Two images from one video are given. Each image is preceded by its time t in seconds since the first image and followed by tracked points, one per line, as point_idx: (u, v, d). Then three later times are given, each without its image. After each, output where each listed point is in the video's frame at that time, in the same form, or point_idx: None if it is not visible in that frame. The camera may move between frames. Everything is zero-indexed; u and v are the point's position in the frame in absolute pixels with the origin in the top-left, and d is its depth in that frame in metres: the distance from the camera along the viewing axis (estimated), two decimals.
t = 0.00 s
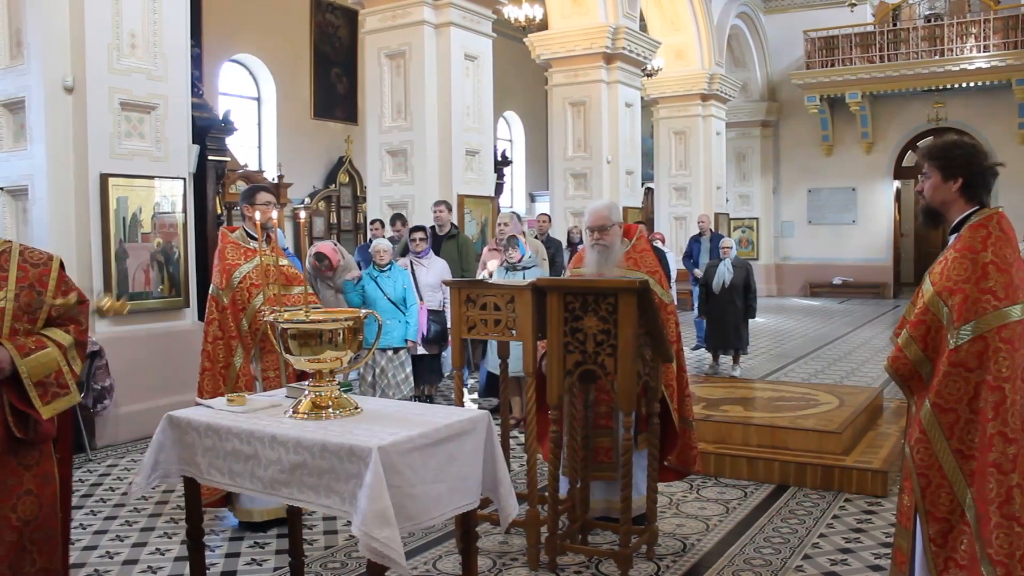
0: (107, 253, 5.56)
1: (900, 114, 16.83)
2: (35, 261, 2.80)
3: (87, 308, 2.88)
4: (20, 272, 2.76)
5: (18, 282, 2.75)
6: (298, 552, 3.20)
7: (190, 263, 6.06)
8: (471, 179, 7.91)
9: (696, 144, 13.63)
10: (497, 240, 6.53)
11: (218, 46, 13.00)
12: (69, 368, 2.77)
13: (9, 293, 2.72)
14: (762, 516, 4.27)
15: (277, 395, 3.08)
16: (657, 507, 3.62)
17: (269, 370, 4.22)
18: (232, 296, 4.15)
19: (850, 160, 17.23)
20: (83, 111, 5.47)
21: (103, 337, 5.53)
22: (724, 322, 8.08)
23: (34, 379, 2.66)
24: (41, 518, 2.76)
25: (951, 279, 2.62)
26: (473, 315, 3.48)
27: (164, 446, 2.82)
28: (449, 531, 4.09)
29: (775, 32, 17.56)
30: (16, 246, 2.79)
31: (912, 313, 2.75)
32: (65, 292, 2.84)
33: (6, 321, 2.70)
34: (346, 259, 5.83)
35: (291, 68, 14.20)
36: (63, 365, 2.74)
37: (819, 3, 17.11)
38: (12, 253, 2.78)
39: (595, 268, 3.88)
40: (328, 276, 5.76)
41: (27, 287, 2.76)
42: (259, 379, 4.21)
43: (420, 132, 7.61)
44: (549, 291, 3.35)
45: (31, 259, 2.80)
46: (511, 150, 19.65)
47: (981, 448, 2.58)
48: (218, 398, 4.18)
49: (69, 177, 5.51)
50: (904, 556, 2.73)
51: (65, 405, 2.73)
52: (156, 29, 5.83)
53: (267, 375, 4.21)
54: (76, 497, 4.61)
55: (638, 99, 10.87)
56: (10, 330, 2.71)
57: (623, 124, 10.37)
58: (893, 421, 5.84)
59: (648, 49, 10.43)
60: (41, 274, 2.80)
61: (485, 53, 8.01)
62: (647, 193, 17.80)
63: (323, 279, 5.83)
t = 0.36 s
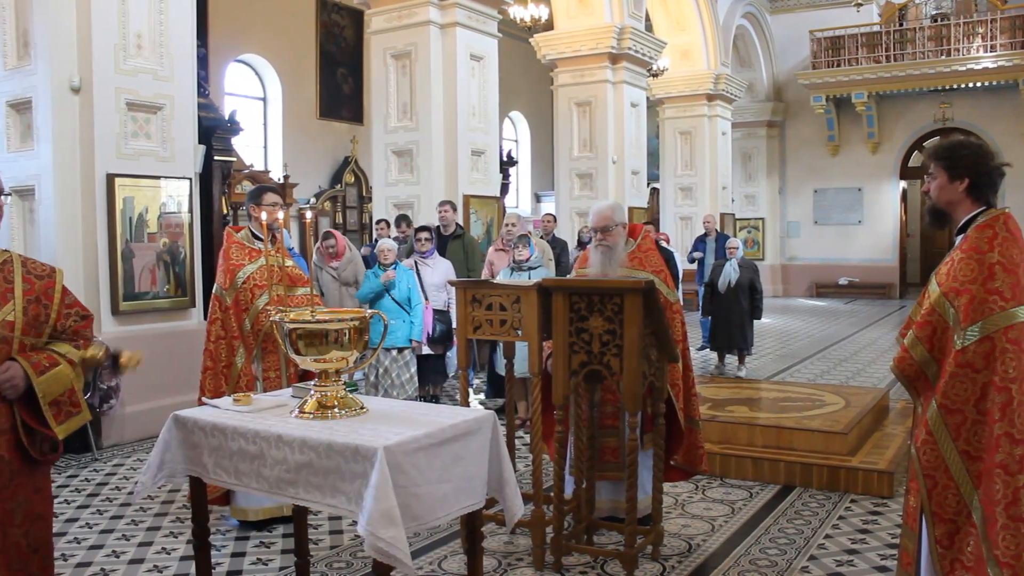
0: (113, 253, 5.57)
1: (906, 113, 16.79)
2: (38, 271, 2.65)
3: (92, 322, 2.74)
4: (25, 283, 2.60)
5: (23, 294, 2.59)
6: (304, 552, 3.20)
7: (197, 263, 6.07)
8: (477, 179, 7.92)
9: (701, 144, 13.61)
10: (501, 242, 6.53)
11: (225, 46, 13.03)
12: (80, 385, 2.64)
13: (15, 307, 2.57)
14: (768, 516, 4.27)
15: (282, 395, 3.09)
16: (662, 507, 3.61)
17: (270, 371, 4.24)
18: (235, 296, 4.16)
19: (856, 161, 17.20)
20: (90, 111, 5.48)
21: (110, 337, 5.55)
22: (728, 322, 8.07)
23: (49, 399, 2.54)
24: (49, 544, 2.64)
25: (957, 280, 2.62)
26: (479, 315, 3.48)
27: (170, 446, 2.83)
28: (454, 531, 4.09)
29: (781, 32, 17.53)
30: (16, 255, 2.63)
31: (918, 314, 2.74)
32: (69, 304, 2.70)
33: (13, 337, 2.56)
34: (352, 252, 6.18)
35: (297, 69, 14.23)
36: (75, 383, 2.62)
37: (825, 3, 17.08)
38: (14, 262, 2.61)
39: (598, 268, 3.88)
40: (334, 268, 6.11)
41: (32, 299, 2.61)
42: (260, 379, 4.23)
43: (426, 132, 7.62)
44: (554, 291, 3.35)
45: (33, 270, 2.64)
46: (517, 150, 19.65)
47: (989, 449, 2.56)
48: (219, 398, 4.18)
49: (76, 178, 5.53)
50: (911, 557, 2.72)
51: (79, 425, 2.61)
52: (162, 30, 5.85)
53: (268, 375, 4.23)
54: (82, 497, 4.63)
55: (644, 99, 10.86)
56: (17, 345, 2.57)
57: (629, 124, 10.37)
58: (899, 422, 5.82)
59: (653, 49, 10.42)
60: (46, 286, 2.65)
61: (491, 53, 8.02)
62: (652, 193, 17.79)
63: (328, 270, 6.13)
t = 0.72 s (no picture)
0: (119, 252, 5.59)
1: (913, 113, 16.75)
2: (50, 267, 2.53)
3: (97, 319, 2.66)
4: (42, 279, 2.49)
5: (42, 289, 2.48)
6: (309, 551, 3.20)
7: (203, 263, 6.08)
8: (482, 178, 7.92)
9: (707, 144, 13.58)
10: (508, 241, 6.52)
11: (231, 47, 13.06)
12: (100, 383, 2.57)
13: (36, 303, 2.46)
14: (773, 517, 4.25)
15: (288, 394, 3.10)
16: (668, 507, 3.61)
17: (273, 371, 4.23)
18: (239, 296, 4.16)
19: (862, 161, 17.16)
20: (96, 111, 5.49)
21: (116, 337, 5.56)
22: (733, 321, 8.06)
23: (84, 397, 2.47)
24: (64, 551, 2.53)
25: (964, 279, 2.61)
26: (484, 315, 3.48)
27: (175, 445, 2.84)
28: (460, 531, 4.09)
29: (787, 31, 17.50)
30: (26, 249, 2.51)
31: (925, 314, 2.73)
32: (76, 300, 2.60)
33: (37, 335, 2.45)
34: (357, 249, 6.24)
35: (302, 69, 14.24)
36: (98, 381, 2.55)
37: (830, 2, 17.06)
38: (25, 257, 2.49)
39: (603, 268, 3.87)
40: (337, 260, 6.15)
41: (49, 296, 2.51)
42: (263, 379, 4.22)
43: (431, 132, 7.61)
44: (560, 291, 3.35)
45: (44, 265, 2.53)
46: (522, 150, 19.64)
47: (997, 449, 2.55)
48: (222, 398, 4.19)
49: (82, 178, 5.54)
50: (918, 558, 2.72)
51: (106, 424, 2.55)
52: (168, 31, 5.86)
53: (271, 375, 4.23)
54: (88, 495, 4.65)
55: (650, 99, 10.85)
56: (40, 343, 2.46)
57: (634, 124, 10.36)
58: (905, 422, 5.81)
59: (659, 48, 10.41)
60: (59, 282, 2.55)
61: (496, 53, 8.02)
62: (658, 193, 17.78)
63: (331, 262, 6.17)
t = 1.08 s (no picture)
0: (126, 252, 5.60)
1: (919, 112, 16.71)
2: (36, 265, 2.51)
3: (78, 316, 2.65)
4: (37, 279, 2.48)
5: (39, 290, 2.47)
6: (315, 550, 3.20)
7: (208, 262, 6.09)
8: (487, 178, 7.91)
9: (712, 143, 13.56)
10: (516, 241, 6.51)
11: (237, 47, 13.08)
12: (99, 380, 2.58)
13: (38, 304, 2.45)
14: (779, 517, 4.25)
15: (294, 393, 3.10)
16: (674, 506, 3.60)
17: (279, 370, 4.23)
18: (244, 296, 4.18)
19: (868, 160, 17.12)
20: (102, 110, 5.51)
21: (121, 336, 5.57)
22: (737, 320, 8.05)
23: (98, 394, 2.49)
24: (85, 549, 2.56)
25: (972, 279, 2.60)
26: (490, 315, 3.48)
27: (181, 444, 2.84)
28: (465, 530, 4.09)
29: (792, 30, 17.48)
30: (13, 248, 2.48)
31: (933, 313, 2.73)
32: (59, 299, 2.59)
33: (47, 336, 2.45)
34: (363, 247, 6.23)
35: (308, 68, 14.26)
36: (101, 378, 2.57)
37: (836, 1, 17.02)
38: (16, 257, 2.46)
39: (609, 268, 3.88)
40: (342, 258, 6.15)
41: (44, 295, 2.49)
42: (269, 378, 4.23)
43: (436, 131, 7.62)
44: (565, 290, 3.35)
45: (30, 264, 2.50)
46: (527, 149, 19.64)
47: (1004, 449, 2.54)
48: (228, 397, 4.20)
49: (88, 178, 5.55)
50: (925, 557, 2.71)
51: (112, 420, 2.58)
52: (174, 30, 5.87)
53: (276, 374, 4.23)
54: (95, 494, 4.67)
55: (655, 98, 10.84)
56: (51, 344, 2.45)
57: (640, 123, 10.35)
58: (911, 422, 5.79)
59: (664, 48, 10.40)
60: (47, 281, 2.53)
61: (502, 52, 8.02)
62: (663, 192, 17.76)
63: (335, 260, 6.16)
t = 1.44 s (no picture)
0: (131, 252, 5.61)
1: (924, 111, 16.67)
2: None
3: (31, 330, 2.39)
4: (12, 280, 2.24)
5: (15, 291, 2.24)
6: (319, 549, 3.20)
7: (213, 262, 6.10)
8: (491, 177, 7.92)
9: (717, 142, 13.55)
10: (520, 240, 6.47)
11: (242, 47, 13.10)
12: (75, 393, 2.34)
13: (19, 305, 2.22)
14: (784, 517, 4.24)
15: (298, 393, 3.10)
16: (678, 506, 3.60)
17: (283, 370, 4.26)
18: (248, 295, 4.18)
19: (873, 159, 17.08)
20: (107, 110, 5.52)
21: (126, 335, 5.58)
22: (742, 320, 8.04)
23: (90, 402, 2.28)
24: None
25: (979, 279, 2.59)
26: (494, 315, 3.49)
27: (186, 444, 2.85)
28: (469, 530, 4.09)
29: (797, 30, 17.46)
30: None
31: (940, 313, 2.72)
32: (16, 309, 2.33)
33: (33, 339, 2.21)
34: (369, 246, 6.25)
35: (312, 68, 14.27)
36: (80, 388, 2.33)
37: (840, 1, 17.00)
38: None
39: (611, 265, 3.91)
40: (347, 258, 6.17)
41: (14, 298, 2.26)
42: (273, 377, 4.26)
43: (440, 131, 7.63)
44: (569, 290, 3.35)
45: None
46: (532, 149, 19.64)
47: (1011, 449, 2.54)
48: (233, 397, 4.20)
49: (92, 178, 5.56)
50: (931, 558, 2.71)
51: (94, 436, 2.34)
52: (178, 31, 5.88)
53: (281, 374, 4.26)
54: (99, 494, 4.68)
55: (659, 98, 10.82)
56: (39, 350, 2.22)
57: (644, 123, 10.34)
58: (917, 422, 5.78)
59: (669, 48, 10.39)
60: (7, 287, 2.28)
61: (506, 52, 8.02)
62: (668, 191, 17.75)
63: (340, 259, 6.20)
